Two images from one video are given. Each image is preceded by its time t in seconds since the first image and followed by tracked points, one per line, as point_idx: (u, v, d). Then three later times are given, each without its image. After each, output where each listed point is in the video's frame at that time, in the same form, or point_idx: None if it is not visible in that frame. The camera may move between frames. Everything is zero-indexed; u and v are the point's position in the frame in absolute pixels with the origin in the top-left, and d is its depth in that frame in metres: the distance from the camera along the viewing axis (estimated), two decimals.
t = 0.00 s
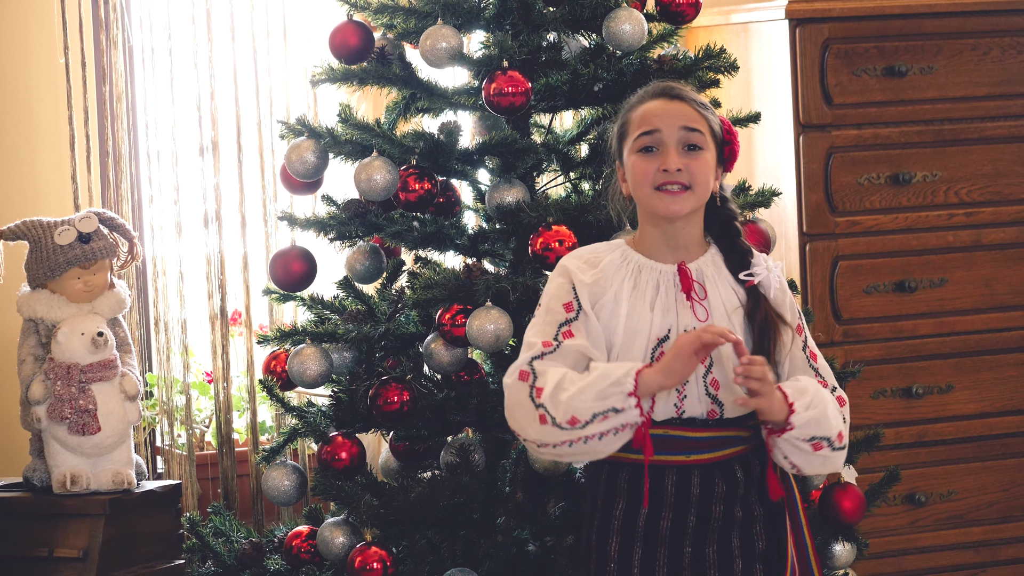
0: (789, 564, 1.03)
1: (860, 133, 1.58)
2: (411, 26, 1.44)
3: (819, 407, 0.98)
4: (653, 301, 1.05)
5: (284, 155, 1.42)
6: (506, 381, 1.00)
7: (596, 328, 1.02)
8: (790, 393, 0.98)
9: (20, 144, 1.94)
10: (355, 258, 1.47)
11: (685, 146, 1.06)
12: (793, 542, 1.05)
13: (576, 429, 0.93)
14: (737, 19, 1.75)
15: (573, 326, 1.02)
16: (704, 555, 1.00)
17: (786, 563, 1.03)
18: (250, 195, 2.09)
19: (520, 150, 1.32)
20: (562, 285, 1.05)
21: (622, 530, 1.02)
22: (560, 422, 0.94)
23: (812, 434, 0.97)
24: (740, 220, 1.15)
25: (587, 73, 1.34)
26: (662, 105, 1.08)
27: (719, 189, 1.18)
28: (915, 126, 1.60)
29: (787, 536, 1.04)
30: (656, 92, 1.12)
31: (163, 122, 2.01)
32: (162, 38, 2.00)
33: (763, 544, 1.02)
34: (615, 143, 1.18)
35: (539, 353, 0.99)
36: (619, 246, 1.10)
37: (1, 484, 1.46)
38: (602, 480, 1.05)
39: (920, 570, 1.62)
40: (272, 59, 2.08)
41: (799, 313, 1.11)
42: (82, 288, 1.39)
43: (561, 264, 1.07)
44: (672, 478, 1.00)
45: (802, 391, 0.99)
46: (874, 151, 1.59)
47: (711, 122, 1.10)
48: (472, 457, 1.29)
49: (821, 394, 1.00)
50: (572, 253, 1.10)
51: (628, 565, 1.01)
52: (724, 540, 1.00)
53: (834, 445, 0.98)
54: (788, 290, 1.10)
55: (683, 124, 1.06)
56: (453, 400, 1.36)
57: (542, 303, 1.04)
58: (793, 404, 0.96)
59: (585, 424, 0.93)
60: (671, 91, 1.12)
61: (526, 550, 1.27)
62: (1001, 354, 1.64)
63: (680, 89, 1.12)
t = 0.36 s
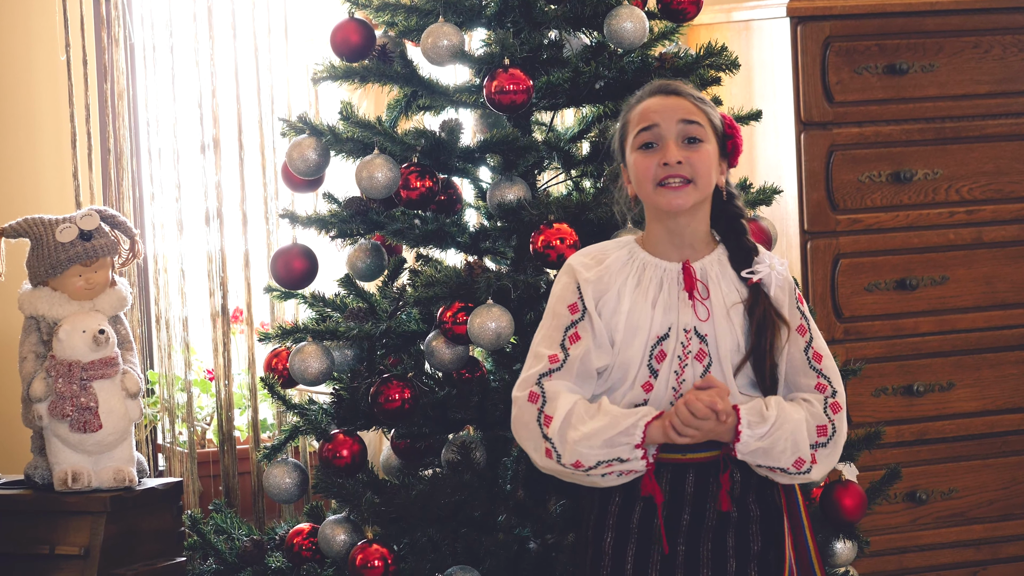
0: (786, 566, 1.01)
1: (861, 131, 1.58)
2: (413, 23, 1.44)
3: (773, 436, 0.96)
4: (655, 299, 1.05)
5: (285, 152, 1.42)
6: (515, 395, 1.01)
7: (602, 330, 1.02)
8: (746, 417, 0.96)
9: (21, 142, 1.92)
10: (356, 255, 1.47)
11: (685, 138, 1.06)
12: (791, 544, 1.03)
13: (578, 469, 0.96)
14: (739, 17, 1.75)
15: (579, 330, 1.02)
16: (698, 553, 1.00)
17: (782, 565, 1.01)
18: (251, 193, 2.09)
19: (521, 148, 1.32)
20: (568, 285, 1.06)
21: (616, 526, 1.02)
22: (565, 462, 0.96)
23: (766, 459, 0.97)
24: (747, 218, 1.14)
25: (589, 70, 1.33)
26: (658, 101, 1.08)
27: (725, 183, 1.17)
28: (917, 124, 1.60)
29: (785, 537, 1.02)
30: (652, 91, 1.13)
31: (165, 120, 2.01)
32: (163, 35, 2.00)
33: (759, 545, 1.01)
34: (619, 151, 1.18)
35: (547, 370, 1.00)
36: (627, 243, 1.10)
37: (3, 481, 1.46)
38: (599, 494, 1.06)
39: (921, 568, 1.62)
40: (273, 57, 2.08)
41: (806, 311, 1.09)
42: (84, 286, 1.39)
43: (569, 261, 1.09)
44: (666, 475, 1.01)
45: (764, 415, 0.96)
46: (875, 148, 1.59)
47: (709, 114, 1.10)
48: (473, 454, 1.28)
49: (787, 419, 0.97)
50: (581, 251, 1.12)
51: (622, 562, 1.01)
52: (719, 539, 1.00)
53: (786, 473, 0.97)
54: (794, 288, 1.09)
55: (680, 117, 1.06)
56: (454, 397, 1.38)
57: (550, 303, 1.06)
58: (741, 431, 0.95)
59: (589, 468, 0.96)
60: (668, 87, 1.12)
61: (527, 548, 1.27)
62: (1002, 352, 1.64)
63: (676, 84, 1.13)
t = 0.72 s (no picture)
0: (781, 563, 1.00)
1: (863, 129, 1.58)
2: (414, 21, 1.44)
3: (749, 444, 0.96)
4: (652, 295, 1.06)
5: (287, 150, 1.42)
6: (504, 389, 1.04)
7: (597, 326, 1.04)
8: (722, 426, 0.97)
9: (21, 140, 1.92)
10: (359, 253, 1.47)
11: (687, 141, 1.05)
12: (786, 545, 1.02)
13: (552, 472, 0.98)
14: (741, 15, 1.75)
15: (572, 326, 1.05)
16: (690, 553, 0.99)
17: (776, 563, 1.00)
18: (252, 192, 2.09)
19: (523, 146, 1.32)
20: (568, 282, 1.08)
21: (611, 523, 1.03)
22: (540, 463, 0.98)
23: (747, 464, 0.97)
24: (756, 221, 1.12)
25: (590, 69, 1.34)
26: (669, 99, 1.07)
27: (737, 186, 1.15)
28: (918, 122, 1.60)
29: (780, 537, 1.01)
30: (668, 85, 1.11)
31: (167, 118, 2.01)
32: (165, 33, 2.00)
33: (753, 547, 1.00)
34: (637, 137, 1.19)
35: (534, 368, 1.03)
36: (633, 240, 1.12)
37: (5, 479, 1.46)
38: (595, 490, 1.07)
39: (923, 566, 1.62)
40: (275, 55, 2.08)
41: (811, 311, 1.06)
42: (85, 284, 1.39)
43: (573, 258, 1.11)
44: (658, 474, 1.02)
45: (739, 423, 0.97)
46: (877, 147, 1.59)
47: (724, 119, 1.08)
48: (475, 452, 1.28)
49: (764, 424, 0.97)
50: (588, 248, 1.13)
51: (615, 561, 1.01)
52: (712, 540, 0.99)
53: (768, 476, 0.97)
54: (796, 286, 1.06)
55: (687, 120, 1.05)
56: (456, 396, 1.38)
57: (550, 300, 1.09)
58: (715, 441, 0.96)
59: (563, 472, 0.97)
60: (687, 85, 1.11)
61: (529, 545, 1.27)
62: (1004, 350, 1.64)
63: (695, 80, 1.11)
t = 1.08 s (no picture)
0: (784, 564, 0.99)
1: (865, 127, 1.58)
2: (416, 19, 1.44)
3: (750, 440, 0.96)
4: (646, 296, 1.06)
5: (289, 148, 1.42)
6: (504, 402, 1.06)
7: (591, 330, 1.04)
8: (722, 424, 0.97)
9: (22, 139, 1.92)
10: (361, 250, 1.47)
11: (679, 142, 1.05)
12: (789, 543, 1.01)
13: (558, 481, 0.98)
14: (742, 13, 1.75)
15: (567, 333, 1.06)
16: (693, 552, 0.99)
17: (779, 564, 0.99)
18: (254, 189, 2.09)
19: (525, 144, 1.32)
20: (562, 291, 1.09)
21: (615, 522, 1.03)
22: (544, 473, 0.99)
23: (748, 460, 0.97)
24: (744, 216, 1.13)
25: (593, 67, 1.33)
26: (661, 100, 1.07)
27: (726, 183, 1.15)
28: (920, 121, 1.60)
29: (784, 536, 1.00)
30: (660, 84, 1.10)
31: (169, 116, 2.01)
32: (167, 31, 2.00)
33: (756, 545, 0.99)
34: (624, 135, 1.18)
35: (532, 379, 1.04)
36: (624, 243, 1.12)
37: (6, 477, 1.46)
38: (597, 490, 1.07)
39: (925, 564, 1.62)
40: (277, 53, 2.08)
41: (804, 302, 1.06)
42: (87, 282, 1.39)
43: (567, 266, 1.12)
44: (659, 474, 1.02)
45: (738, 419, 0.96)
46: (879, 145, 1.59)
47: (714, 120, 1.07)
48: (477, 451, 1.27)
49: (763, 418, 0.96)
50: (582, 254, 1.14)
51: (618, 560, 1.01)
52: (715, 538, 0.99)
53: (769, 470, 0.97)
54: (789, 277, 1.06)
55: (678, 120, 1.05)
56: (459, 394, 1.37)
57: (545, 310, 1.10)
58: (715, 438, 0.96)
59: (567, 479, 0.98)
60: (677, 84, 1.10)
61: (531, 543, 1.27)
62: (1006, 348, 1.64)
63: (685, 79, 1.10)
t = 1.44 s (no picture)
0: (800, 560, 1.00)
1: (866, 126, 1.58)
2: (417, 18, 1.44)
3: (772, 438, 0.96)
4: (648, 295, 1.05)
5: (290, 147, 1.42)
6: (509, 413, 1.03)
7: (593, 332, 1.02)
8: (742, 423, 0.97)
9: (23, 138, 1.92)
10: (362, 250, 1.47)
11: (677, 131, 1.06)
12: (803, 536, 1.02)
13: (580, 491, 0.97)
14: (743, 12, 1.75)
15: (568, 339, 1.03)
16: (711, 550, 0.99)
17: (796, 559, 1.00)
18: (255, 188, 2.09)
19: (527, 142, 1.32)
20: (557, 294, 1.06)
21: (629, 523, 1.03)
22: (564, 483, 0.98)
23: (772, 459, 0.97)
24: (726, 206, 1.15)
25: (593, 65, 1.33)
26: (651, 95, 1.09)
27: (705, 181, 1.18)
28: (922, 119, 1.60)
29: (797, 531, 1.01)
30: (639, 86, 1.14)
31: (170, 114, 2.01)
32: (168, 30, 2.00)
33: (771, 539, 1.00)
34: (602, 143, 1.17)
35: (537, 389, 1.01)
36: (615, 243, 1.11)
37: (6, 475, 1.46)
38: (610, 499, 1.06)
39: (927, 563, 1.62)
40: (279, 51, 2.07)
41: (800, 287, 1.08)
42: (88, 280, 1.39)
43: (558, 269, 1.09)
44: (676, 475, 1.01)
45: (758, 418, 0.97)
46: (881, 144, 1.59)
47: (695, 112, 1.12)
48: (478, 449, 1.27)
49: (781, 414, 0.98)
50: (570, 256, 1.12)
51: (635, 559, 1.01)
52: (731, 535, 0.99)
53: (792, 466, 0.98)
54: (785, 265, 1.09)
55: (672, 110, 1.07)
56: (460, 393, 1.37)
57: (540, 315, 1.07)
58: (738, 438, 0.96)
59: (588, 487, 0.97)
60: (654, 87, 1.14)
61: (532, 542, 1.27)
62: (1007, 347, 1.64)
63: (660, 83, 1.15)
